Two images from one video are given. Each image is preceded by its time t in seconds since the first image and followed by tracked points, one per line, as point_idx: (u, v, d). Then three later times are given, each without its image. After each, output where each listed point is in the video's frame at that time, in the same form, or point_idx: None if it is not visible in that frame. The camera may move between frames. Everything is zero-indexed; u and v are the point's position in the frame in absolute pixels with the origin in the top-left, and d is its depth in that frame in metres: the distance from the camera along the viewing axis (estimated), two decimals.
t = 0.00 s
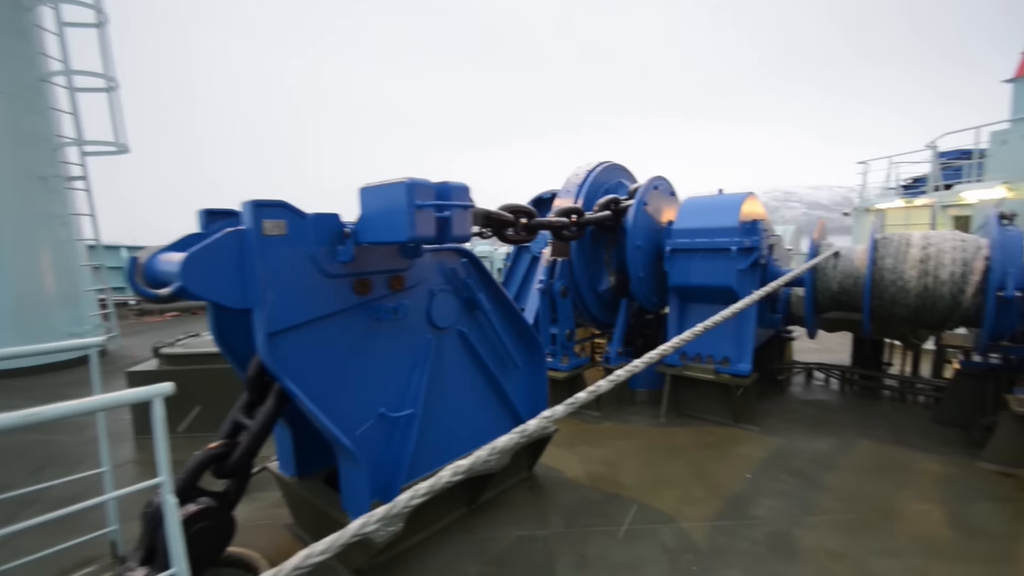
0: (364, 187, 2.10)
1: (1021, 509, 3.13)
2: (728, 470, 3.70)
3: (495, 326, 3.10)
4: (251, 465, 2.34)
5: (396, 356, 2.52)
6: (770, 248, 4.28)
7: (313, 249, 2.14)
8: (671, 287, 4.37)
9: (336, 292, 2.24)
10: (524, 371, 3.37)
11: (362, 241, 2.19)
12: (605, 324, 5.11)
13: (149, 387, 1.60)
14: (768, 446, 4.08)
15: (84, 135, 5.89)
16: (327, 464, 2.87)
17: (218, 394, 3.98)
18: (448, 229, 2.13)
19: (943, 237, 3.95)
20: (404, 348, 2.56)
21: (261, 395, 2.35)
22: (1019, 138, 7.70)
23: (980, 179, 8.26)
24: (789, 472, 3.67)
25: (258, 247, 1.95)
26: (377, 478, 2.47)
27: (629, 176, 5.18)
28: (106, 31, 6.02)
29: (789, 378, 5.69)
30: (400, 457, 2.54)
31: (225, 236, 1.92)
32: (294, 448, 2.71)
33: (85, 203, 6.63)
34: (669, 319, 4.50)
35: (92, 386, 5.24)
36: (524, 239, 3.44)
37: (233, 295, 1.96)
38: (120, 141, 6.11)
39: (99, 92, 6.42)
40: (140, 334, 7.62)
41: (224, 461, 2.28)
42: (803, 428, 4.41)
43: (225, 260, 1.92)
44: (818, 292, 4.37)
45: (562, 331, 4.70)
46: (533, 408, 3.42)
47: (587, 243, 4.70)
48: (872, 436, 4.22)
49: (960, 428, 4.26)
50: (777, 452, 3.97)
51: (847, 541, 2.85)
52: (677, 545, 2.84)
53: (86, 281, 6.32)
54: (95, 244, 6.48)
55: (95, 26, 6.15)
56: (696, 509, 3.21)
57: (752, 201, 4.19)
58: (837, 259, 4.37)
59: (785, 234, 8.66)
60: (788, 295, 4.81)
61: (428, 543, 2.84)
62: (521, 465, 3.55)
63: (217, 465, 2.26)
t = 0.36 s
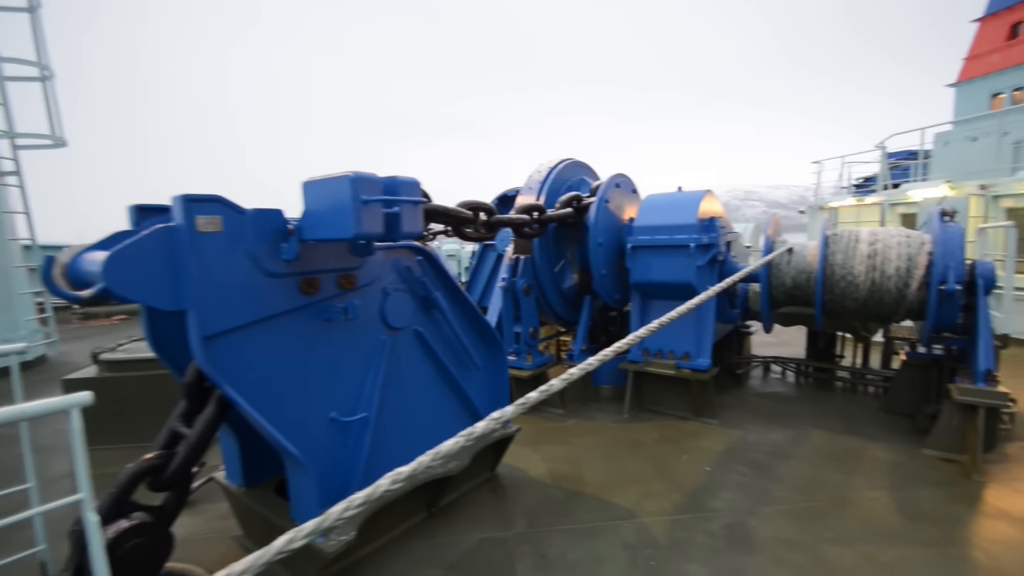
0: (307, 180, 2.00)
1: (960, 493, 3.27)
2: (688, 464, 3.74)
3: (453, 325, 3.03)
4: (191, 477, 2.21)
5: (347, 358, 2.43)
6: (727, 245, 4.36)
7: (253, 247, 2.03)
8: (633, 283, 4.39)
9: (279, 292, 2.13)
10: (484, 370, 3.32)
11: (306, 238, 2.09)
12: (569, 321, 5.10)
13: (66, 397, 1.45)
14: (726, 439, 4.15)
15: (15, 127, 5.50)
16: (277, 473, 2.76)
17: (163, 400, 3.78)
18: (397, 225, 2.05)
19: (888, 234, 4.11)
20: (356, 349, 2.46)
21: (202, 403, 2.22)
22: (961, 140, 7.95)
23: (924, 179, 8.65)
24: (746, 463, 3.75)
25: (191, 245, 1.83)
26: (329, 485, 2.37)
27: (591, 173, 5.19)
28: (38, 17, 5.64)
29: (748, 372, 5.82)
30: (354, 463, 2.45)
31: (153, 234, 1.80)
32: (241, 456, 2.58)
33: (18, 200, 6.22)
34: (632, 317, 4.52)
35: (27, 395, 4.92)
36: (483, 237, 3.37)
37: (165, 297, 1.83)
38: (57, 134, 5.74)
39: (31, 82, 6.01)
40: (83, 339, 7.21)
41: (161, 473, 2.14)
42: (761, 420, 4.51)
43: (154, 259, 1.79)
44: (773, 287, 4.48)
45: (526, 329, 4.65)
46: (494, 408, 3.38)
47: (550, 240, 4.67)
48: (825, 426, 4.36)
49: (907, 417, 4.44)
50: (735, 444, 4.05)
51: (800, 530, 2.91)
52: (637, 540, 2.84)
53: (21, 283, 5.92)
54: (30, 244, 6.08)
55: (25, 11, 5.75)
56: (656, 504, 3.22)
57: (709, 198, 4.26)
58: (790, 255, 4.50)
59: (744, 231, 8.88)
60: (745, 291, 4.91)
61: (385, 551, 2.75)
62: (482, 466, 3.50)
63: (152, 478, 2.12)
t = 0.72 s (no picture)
0: (249, 176, 1.91)
1: (900, 481, 3.43)
2: (647, 460, 3.79)
3: (411, 325, 2.97)
4: (126, 491, 2.07)
5: (296, 361, 2.34)
6: (684, 244, 4.44)
7: (190, 246, 1.92)
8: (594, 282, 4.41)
9: (220, 293, 2.02)
10: (443, 371, 3.27)
11: (248, 237, 1.99)
12: (531, 320, 5.09)
13: None
14: (684, 434, 4.24)
15: None
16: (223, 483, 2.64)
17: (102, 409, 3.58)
18: (346, 223, 1.99)
19: (834, 234, 4.28)
20: (306, 352, 2.38)
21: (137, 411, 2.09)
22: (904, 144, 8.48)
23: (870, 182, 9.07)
24: (703, 458, 3.83)
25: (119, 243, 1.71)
26: (277, 494, 2.28)
27: (552, 172, 5.21)
28: None
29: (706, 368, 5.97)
30: (305, 470, 2.37)
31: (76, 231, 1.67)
32: (184, 467, 2.45)
33: None
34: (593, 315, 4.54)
35: None
36: (442, 237, 3.21)
37: (91, 299, 1.71)
38: None
39: None
40: (16, 345, 6.75)
41: (91, 488, 2.00)
42: (718, 415, 4.62)
43: (78, 258, 1.66)
44: (727, 285, 4.61)
45: (488, 329, 4.60)
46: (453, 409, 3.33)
47: (511, 239, 4.65)
48: (778, 419, 4.50)
49: (853, 409, 4.64)
50: (692, 439, 4.14)
51: (753, 522, 2.99)
52: (596, 538, 2.86)
53: None
54: None
55: None
56: (615, 501, 3.25)
57: (667, 199, 4.33)
58: (743, 254, 4.63)
59: (703, 232, 9.11)
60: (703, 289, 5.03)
61: (340, 559, 2.67)
62: (442, 469, 3.45)
63: (81, 493, 1.98)
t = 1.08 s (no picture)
0: (188, 174, 1.82)
1: (840, 472, 3.62)
2: (604, 460, 3.85)
3: (365, 329, 2.91)
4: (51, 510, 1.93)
5: (240, 367, 2.24)
6: (639, 247, 4.55)
7: (123, 248, 1.80)
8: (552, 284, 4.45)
9: (156, 297, 1.91)
10: (399, 375, 3.22)
11: (187, 238, 1.89)
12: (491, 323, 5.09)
13: None
14: (640, 433, 4.33)
15: None
16: (162, 496, 2.52)
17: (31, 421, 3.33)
18: (292, 223, 1.93)
19: (777, 238, 4.49)
20: (250, 357, 2.28)
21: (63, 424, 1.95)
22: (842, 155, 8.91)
23: (812, 189, 9.60)
24: (657, 455, 3.92)
25: (41, 244, 1.59)
26: (219, 508, 2.19)
27: (511, 175, 5.23)
28: None
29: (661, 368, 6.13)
30: (250, 482, 2.28)
31: None
32: (118, 481, 2.31)
33: None
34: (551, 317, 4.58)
35: None
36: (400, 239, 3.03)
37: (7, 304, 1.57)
38: None
39: None
40: None
41: (10, 509, 1.85)
42: (672, 413, 4.75)
43: None
44: (680, 287, 4.76)
45: (448, 331, 4.55)
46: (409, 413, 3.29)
47: (471, 241, 4.63)
48: (728, 416, 4.67)
49: (796, 404, 4.86)
50: (647, 437, 4.24)
51: (703, 516, 3.08)
52: (552, 539, 2.88)
53: None
54: None
55: None
56: (572, 501, 3.28)
57: (622, 203, 4.43)
58: (695, 257, 4.79)
59: (658, 235, 9.38)
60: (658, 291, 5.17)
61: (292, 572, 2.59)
62: (399, 475, 3.40)
63: None
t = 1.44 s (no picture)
0: (119, 178, 1.72)
1: (775, 469, 3.84)
2: (556, 465, 3.90)
3: (312, 339, 2.84)
4: None
5: (176, 381, 2.13)
6: (590, 255, 4.67)
7: (46, 257, 1.66)
8: (506, 292, 4.48)
9: (83, 309, 1.78)
10: (348, 385, 3.15)
11: (118, 246, 1.78)
12: (445, 331, 5.05)
13: None
14: (591, 437, 4.42)
15: None
16: (88, 523, 2.33)
17: None
18: (232, 232, 1.88)
19: (717, 247, 4.73)
20: (188, 371, 2.17)
21: None
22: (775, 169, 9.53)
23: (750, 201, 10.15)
24: (607, 459, 4.02)
25: None
26: (151, 532, 2.06)
27: (464, 183, 5.24)
28: None
29: (612, 373, 6.27)
30: (185, 504, 2.16)
31: None
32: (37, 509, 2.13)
33: None
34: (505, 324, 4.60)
35: None
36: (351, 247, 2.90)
37: None
38: None
39: None
40: None
41: None
42: (622, 417, 4.87)
43: None
44: (628, 294, 4.92)
45: (401, 340, 4.48)
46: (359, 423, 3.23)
47: (424, 249, 4.59)
48: (675, 417, 4.84)
49: (737, 404, 5.11)
50: (598, 441, 4.33)
51: (650, 517, 3.19)
52: (505, 547, 2.89)
53: None
54: None
55: None
56: (524, 507, 3.31)
57: (573, 213, 4.53)
58: (643, 265, 4.96)
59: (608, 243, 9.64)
60: (608, 298, 5.31)
61: None
62: (350, 489, 3.32)
63: None
